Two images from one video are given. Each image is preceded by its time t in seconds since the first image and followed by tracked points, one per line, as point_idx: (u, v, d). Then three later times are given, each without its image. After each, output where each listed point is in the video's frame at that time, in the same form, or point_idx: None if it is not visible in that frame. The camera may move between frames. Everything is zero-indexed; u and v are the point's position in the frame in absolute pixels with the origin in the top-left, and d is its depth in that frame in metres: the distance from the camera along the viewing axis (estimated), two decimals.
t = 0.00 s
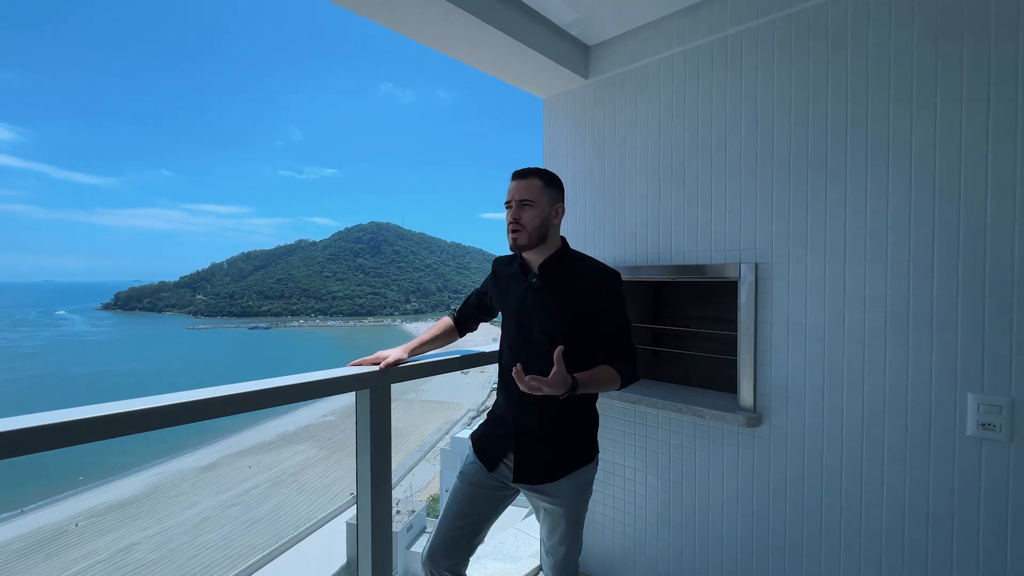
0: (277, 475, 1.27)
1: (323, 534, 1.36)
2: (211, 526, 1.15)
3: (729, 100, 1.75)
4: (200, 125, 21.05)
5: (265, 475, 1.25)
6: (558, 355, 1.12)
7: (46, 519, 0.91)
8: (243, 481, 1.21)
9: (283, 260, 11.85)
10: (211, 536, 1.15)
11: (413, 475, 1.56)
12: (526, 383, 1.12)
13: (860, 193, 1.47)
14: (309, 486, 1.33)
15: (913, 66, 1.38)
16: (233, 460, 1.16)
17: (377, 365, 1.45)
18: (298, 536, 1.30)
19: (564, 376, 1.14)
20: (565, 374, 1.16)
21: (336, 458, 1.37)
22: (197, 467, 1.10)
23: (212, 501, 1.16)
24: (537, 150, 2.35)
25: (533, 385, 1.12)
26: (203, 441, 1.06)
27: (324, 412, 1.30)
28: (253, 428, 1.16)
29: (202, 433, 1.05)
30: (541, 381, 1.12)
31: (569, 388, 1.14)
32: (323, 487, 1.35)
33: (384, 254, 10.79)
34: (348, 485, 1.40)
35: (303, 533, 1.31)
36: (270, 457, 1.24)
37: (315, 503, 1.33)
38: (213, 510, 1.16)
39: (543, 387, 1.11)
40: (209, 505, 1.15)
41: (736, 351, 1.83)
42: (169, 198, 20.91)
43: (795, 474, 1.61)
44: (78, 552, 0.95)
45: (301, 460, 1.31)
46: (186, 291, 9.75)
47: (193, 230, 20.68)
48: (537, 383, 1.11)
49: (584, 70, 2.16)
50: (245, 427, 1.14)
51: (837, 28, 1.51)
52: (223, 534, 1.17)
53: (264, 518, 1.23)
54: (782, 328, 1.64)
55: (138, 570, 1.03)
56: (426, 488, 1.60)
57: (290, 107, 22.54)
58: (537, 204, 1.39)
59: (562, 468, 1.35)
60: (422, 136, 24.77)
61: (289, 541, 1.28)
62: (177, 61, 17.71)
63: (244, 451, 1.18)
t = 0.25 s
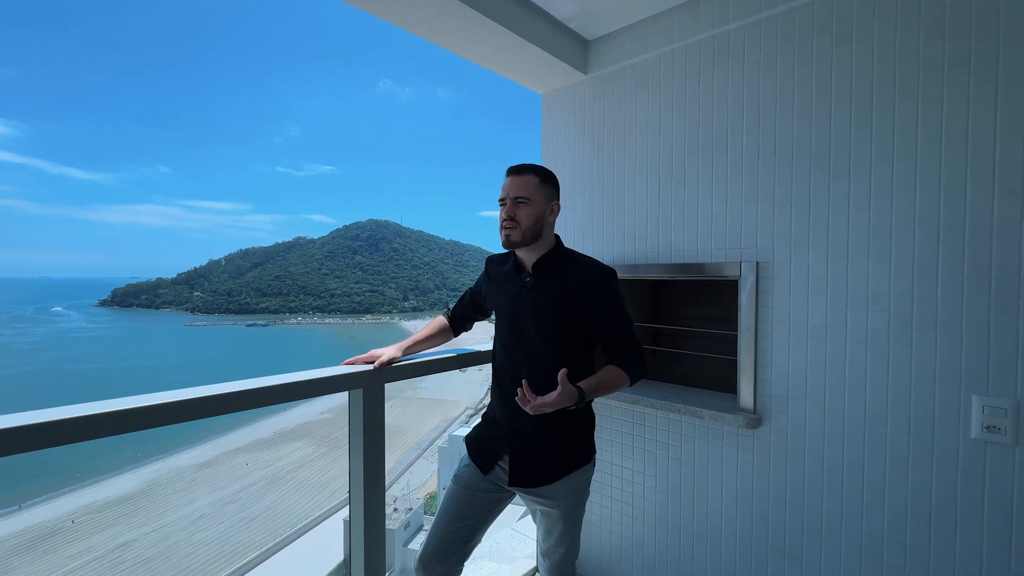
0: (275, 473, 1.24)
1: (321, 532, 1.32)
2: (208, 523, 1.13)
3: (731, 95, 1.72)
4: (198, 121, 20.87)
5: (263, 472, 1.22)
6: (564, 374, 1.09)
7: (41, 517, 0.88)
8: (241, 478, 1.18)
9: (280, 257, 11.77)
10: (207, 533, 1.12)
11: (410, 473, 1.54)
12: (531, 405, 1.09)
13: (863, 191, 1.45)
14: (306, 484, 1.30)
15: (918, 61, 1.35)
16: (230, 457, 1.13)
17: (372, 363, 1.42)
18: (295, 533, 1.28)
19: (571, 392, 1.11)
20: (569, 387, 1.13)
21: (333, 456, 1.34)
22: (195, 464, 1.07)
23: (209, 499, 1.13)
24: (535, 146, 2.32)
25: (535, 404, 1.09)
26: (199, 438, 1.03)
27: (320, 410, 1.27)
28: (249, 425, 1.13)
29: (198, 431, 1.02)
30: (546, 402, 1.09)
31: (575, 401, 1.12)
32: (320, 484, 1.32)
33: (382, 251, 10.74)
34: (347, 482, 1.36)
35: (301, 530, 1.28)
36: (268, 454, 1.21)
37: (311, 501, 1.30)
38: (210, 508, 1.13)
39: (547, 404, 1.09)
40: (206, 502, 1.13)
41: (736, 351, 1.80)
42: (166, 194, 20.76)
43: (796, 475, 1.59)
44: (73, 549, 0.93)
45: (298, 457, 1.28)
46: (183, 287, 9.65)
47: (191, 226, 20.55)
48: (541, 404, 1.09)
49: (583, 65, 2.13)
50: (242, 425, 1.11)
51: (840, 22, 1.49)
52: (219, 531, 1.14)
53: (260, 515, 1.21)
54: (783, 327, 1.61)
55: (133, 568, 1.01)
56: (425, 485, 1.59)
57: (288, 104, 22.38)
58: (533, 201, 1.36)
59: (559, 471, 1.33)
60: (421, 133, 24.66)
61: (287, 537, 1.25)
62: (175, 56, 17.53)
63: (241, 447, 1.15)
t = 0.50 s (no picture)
0: (269, 469, 1.26)
1: (313, 530, 1.34)
2: (202, 520, 1.14)
3: (730, 95, 1.72)
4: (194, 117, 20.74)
5: (258, 469, 1.23)
6: (553, 366, 1.09)
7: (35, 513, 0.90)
8: (235, 475, 1.19)
9: (276, 253, 11.72)
10: (201, 529, 1.14)
11: (405, 469, 1.54)
12: (520, 394, 1.10)
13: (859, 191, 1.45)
14: (301, 480, 1.32)
15: (917, 63, 1.35)
16: (225, 454, 1.14)
17: (368, 361, 1.41)
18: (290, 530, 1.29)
19: (559, 385, 1.11)
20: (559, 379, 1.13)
21: (327, 453, 1.34)
22: (189, 462, 1.08)
23: (202, 496, 1.14)
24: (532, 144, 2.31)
25: (525, 394, 1.10)
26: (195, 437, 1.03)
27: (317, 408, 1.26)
28: (243, 424, 1.12)
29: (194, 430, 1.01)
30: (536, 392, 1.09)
31: (564, 394, 1.12)
32: (315, 481, 1.33)
33: (378, 248, 10.72)
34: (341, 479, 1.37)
35: (294, 526, 1.29)
36: (262, 451, 1.21)
37: (306, 498, 1.31)
38: (204, 504, 1.14)
39: (537, 395, 1.09)
40: (200, 498, 1.14)
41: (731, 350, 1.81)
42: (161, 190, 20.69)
43: (790, 475, 1.60)
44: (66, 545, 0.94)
45: (292, 454, 1.29)
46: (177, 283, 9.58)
47: (186, 223, 20.50)
48: (530, 394, 1.09)
49: (582, 63, 2.12)
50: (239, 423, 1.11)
51: (840, 22, 1.48)
52: (213, 527, 1.15)
53: (255, 512, 1.22)
54: (779, 327, 1.62)
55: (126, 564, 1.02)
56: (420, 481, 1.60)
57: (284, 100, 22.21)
58: (530, 198, 1.36)
59: (558, 468, 1.32)
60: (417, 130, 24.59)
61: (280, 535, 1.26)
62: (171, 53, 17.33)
63: (237, 445, 1.15)
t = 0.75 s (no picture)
0: (262, 466, 1.23)
1: (306, 526, 1.32)
2: (193, 517, 1.12)
3: (725, 96, 1.74)
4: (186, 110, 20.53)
5: (249, 466, 1.21)
6: (541, 362, 1.12)
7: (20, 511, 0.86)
8: (227, 472, 1.17)
9: (268, 250, 11.63)
10: (192, 527, 1.12)
11: (399, 466, 1.53)
12: (508, 387, 1.12)
13: (851, 192, 1.48)
14: (294, 477, 1.29)
15: (908, 67, 1.38)
16: (217, 450, 1.12)
17: (366, 357, 1.43)
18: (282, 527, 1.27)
19: (549, 380, 1.13)
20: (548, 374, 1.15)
21: (321, 449, 1.33)
22: (180, 458, 1.06)
23: (193, 492, 1.12)
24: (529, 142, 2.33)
25: (513, 387, 1.11)
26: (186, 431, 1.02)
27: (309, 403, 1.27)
28: (236, 418, 1.11)
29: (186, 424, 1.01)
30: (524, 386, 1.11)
31: (554, 389, 1.14)
32: (307, 478, 1.31)
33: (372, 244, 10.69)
34: (334, 475, 1.36)
35: (287, 523, 1.28)
36: (254, 448, 1.20)
37: (299, 494, 1.29)
38: (195, 501, 1.12)
39: (526, 389, 1.11)
40: (191, 494, 1.12)
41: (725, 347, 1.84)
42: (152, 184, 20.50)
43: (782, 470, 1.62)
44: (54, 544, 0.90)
45: (286, 451, 1.27)
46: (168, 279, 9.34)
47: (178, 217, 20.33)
48: (518, 387, 1.11)
49: (579, 62, 2.13)
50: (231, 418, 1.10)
51: (833, 25, 1.51)
52: (204, 525, 1.14)
53: (247, 509, 1.20)
54: (772, 325, 1.64)
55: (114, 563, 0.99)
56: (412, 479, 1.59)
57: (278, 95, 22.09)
58: (531, 194, 1.37)
59: (553, 463, 1.35)
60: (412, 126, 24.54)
61: (272, 531, 1.25)
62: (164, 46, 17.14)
63: (229, 441, 1.14)
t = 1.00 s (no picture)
0: (254, 462, 1.26)
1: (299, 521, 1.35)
2: (185, 513, 1.15)
3: (719, 97, 1.78)
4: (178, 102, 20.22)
5: (241, 462, 1.24)
6: (545, 354, 1.15)
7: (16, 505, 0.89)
8: (219, 468, 1.19)
9: (260, 245, 11.55)
10: (183, 522, 1.14)
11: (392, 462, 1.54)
12: (511, 377, 1.15)
13: (841, 193, 1.52)
14: (286, 473, 1.32)
15: (896, 71, 1.42)
16: (208, 447, 1.15)
17: (366, 351, 1.46)
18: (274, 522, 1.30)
19: (549, 372, 1.16)
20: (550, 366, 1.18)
21: (314, 446, 1.36)
22: (171, 454, 1.09)
23: (185, 488, 1.15)
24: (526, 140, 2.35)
25: (516, 378, 1.14)
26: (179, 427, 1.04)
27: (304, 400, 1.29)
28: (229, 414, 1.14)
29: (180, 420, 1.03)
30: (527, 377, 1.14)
31: (553, 381, 1.17)
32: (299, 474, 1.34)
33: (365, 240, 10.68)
34: (327, 471, 1.39)
35: (279, 519, 1.31)
36: (247, 443, 1.23)
37: (291, 490, 1.32)
38: (187, 497, 1.15)
39: (528, 380, 1.14)
40: (183, 491, 1.14)
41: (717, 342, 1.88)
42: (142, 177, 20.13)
43: (771, 461, 1.68)
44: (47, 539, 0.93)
45: (277, 447, 1.30)
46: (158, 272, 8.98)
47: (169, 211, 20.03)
48: (521, 378, 1.14)
49: (576, 61, 2.16)
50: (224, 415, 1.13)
51: (824, 29, 1.55)
52: (195, 520, 1.16)
53: (238, 505, 1.23)
54: (763, 321, 1.69)
55: (106, 558, 1.02)
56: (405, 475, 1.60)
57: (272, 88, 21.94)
58: (531, 193, 1.40)
59: (550, 454, 1.38)
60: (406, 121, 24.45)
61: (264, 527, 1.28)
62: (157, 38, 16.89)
63: (221, 437, 1.17)
